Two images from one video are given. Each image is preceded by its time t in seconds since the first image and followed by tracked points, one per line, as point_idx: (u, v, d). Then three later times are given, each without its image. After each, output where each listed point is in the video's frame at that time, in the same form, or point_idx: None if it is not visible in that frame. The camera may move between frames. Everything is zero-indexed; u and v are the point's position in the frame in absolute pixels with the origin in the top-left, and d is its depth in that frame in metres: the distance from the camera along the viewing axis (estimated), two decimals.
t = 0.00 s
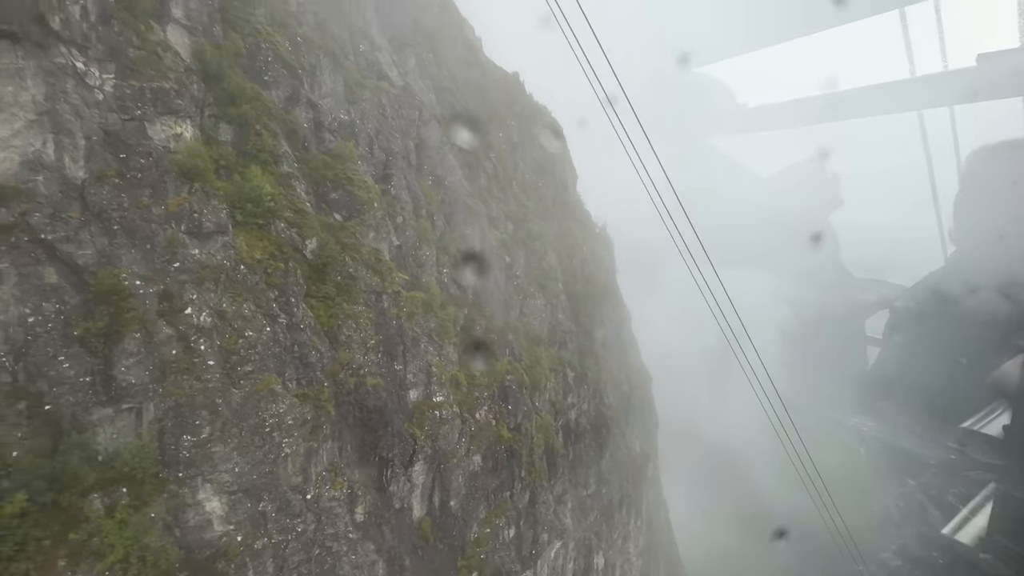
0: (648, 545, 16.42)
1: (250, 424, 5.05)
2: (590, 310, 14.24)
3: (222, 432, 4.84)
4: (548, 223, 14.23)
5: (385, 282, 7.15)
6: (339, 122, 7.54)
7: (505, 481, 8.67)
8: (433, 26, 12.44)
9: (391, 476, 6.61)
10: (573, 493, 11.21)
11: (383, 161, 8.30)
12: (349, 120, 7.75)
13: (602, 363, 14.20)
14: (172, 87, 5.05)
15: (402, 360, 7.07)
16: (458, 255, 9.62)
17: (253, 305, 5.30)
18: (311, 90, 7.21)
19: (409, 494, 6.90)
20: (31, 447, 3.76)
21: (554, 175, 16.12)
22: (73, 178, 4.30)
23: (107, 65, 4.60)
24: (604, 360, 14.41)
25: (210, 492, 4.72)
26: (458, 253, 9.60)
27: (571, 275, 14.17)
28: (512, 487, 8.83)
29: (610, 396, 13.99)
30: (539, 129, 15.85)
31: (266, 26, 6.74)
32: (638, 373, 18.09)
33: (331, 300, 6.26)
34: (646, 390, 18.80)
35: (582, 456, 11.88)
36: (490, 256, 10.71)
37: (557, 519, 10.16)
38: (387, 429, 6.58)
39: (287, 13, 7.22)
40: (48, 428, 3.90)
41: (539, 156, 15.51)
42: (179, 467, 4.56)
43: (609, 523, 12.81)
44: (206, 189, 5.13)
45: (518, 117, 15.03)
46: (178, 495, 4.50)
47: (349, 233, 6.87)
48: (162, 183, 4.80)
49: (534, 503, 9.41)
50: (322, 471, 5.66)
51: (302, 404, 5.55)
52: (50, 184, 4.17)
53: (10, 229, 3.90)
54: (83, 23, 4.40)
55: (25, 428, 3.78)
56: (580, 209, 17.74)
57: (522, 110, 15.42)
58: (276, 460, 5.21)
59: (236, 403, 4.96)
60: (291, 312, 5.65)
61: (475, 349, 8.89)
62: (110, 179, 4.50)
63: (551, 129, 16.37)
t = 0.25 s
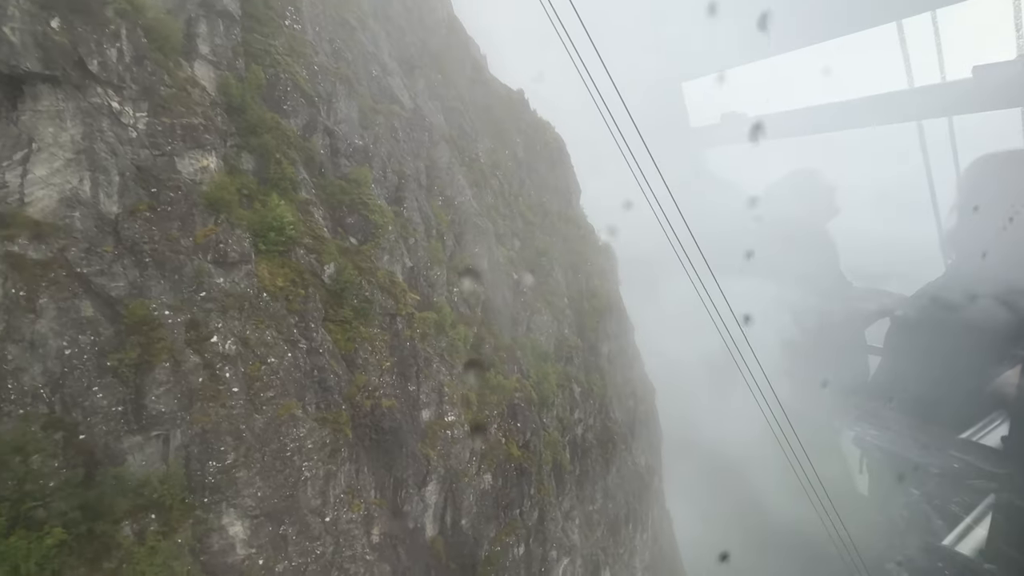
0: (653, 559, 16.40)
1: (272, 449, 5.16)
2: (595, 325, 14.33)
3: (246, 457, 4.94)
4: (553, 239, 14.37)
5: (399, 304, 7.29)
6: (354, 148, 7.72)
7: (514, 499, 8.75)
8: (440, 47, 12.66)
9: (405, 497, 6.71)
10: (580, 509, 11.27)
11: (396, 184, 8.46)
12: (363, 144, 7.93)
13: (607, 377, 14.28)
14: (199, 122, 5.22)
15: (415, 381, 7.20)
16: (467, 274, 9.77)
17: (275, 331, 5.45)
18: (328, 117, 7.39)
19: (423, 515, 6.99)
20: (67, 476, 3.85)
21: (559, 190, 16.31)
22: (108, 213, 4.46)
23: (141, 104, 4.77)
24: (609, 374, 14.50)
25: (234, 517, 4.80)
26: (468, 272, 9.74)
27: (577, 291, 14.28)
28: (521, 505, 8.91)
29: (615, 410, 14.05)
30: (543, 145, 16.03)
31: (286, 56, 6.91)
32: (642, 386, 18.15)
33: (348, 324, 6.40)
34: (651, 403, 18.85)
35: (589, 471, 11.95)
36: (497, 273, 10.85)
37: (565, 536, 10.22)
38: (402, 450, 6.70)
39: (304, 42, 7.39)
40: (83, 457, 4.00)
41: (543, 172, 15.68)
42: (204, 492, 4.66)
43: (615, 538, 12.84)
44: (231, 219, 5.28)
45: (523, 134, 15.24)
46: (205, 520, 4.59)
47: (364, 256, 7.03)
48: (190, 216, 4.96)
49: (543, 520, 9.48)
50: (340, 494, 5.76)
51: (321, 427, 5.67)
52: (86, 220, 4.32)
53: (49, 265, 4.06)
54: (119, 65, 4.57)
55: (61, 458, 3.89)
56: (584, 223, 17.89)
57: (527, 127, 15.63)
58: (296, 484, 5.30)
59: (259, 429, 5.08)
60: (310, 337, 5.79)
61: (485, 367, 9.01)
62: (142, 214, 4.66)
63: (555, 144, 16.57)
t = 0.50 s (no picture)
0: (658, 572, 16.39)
1: (292, 471, 5.26)
2: (600, 338, 14.46)
3: (267, 479, 5.05)
4: (558, 253, 14.52)
5: (412, 324, 7.44)
6: (367, 170, 7.90)
7: (523, 515, 8.82)
8: (448, 65, 12.88)
9: (419, 514, 6.82)
10: (586, 523, 11.33)
11: (407, 204, 8.63)
12: (375, 166, 8.11)
13: (612, 390, 14.38)
14: (224, 153, 5.38)
15: (427, 399, 7.31)
16: (476, 291, 9.91)
17: (296, 354, 5.59)
18: (342, 141, 7.56)
19: (435, 533, 7.08)
20: (100, 502, 3.96)
21: (563, 203, 16.49)
22: (139, 244, 4.61)
23: (170, 137, 4.93)
24: (614, 387, 14.61)
25: (256, 538, 4.88)
26: (477, 289, 9.90)
27: (581, 304, 14.42)
28: (529, 521, 8.98)
29: (619, 423, 14.14)
30: (547, 160, 16.22)
31: (303, 82, 7.08)
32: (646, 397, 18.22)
33: (363, 344, 6.54)
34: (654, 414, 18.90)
35: (594, 485, 12.04)
36: (505, 289, 11.00)
37: (572, 550, 10.27)
38: (415, 468, 6.83)
39: (320, 68, 7.55)
40: (114, 483, 4.12)
41: (548, 186, 15.88)
42: (228, 514, 4.75)
43: (621, 551, 12.87)
44: (254, 246, 5.45)
45: (527, 148, 15.45)
46: (228, 543, 4.67)
47: (378, 277, 7.19)
48: (216, 244, 5.13)
49: (551, 535, 9.55)
50: (357, 513, 5.85)
51: (339, 448, 5.78)
52: (119, 250, 4.46)
53: (85, 295, 4.20)
54: (151, 101, 4.74)
55: (94, 484, 4.00)
56: (588, 235, 18.07)
57: (531, 141, 15.83)
58: (314, 505, 5.38)
59: (279, 451, 5.19)
60: (329, 359, 5.94)
61: (493, 384, 9.14)
62: (170, 243, 4.82)
63: (559, 158, 16.78)
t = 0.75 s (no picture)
0: None
1: (310, 491, 5.38)
2: (603, 349, 14.60)
3: (286, 499, 5.16)
4: (561, 264, 14.68)
5: (423, 341, 7.58)
6: (379, 189, 8.05)
7: (530, 528, 8.92)
8: (453, 80, 13.08)
9: (430, 530, 6.93)
10: (591, 534, 11.42)
11: (417, 222, 8.78)
12: (386, 185, 8.27)
13: (616, 401, 14.51)
14: (245, 180, 5.53)
15: (437, 416, 7.44)
16: (483, 305, 10.05)
17: (314, 375, 5.71)
18: (355, 161, 7.71)
19: (446, 548, 7.17)
20: (129, 525, 4.06)
21: (566, 214, 16.67)
22: (164, 270, 4.74)
23: (195, 165, 5.07)
24: (617, 397, 14.74)
25: (276, 557, 4.97)
26: (484, 303, 10.04)
27: (585, 315, 14.56)
28: (536, 534, 9.08)
29: (623, 433, 14.26)
30: (550, 171, 16.40)
31: (318, 105, 7.23)
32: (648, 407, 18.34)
33: (377, 363, 6.67)
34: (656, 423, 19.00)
35: (599, 496, 12.13)
36: (511, 303, 11.13)
37: (577, 563, 10.36)
38: (426, 485, 6.96)
39: (333, 90, 7.72)
40: (142, 505, 4.22)
41: (551, 197, 16.05)
42: (249, 534, 4.84)
43: (624, 563, 12.95)
44: (273, 270, 5.60)
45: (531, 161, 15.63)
46: (249, 562, 4.76)
47: (390, 295, 7.33)
48: (237, 269, 5.26)
49: (557, 548, 9.65)
50: (372, 531, 5.96)
51: (355, 467, 5.90)
52: (146, 278, 4.59)
53: (115, 323, 4.33)
54: (177, 132, 4.89)
55: (123, 508, 4.10)
56: (590, 245, 18.24)
57: (535, 154, 16.02)
58: (331, 523, 5.49)
59: (298, 470, 5.30)
60: (344, 379, 6.06)
61: (501, 398, 9.27)
62: (194, 269, 4.95)
63: (561, 170, 16.96)
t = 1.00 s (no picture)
0: None
1: (326, 509, 5.48)
2: (606, 359, 14.74)
3: (303, 517, 5.25)
4: (565, 275, 14.83)
5: (433, 357, 7.72)
6: (389, 207, 8.20)
7: (536, 540, 9.01)
8: (459, 94, 13.26)
9: (440, 545, 7.02)
10: (595, 545, 11.50)
11: (426, 238, 8.92)
12: (397, 203, 8.42)
13: (619, 411, 14.62)
14: (265, 205, 5.67)
15: (447, 431, 7.55)
16: (490, 318, 10.18)
17: (329, 394, 5.83)
18: (366, 180, 7.86)
19: (455, 562, 7.25)
20: (155, 546, 4.16)
21: (569, 225, 16.83)
22: (187, 295, 4.87)
23: (217, 193, 5.22)
24: (620, 407, 14.86)
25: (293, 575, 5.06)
26: (490, 317, 10.16)
27: (588, 326, 14.70)
28: (542, 546, 9.17)
29: (626, 444, 14.36)
30: (553, 183, 16.58)
31: (330, 126, 7.37)
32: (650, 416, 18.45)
33: (389, 381, 6.78)
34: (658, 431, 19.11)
35: (602, 507, 12.23)
36: (517, 316, 11.25)
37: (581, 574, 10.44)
38: (437, 500, 7.07)
39: (346, 110, 7.87)
40: (166, 526, 4.31)
41: (555, 208, 16.22)
42: (268, 553, 4.93)
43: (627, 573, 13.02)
44: (291, 292, 5.74)
45: (534, 173, 15.80)
46: None
47: (401, 312, 7.46)
48: (256, 292, 5.39)
49: (563, 560, 9.73)
50: (384, 547, 6.05)
51: (369, 484, 6.00)
52: (170, 303, 4.72)
53: (142, 348, 4.45)
54: (201, 160, 5.03)
55: (149, 529, 4.20)
56: (592, 255, 18.41)
57: (539, 165, 16.19)
58: (346, 541, 5.58)
59: (314, 488, 5.41)
60: (358, 398, 6.17)
61: (507, 411, 9.38)
62: (216, 293, 5.07)
63: (564, 181, 17.13)
